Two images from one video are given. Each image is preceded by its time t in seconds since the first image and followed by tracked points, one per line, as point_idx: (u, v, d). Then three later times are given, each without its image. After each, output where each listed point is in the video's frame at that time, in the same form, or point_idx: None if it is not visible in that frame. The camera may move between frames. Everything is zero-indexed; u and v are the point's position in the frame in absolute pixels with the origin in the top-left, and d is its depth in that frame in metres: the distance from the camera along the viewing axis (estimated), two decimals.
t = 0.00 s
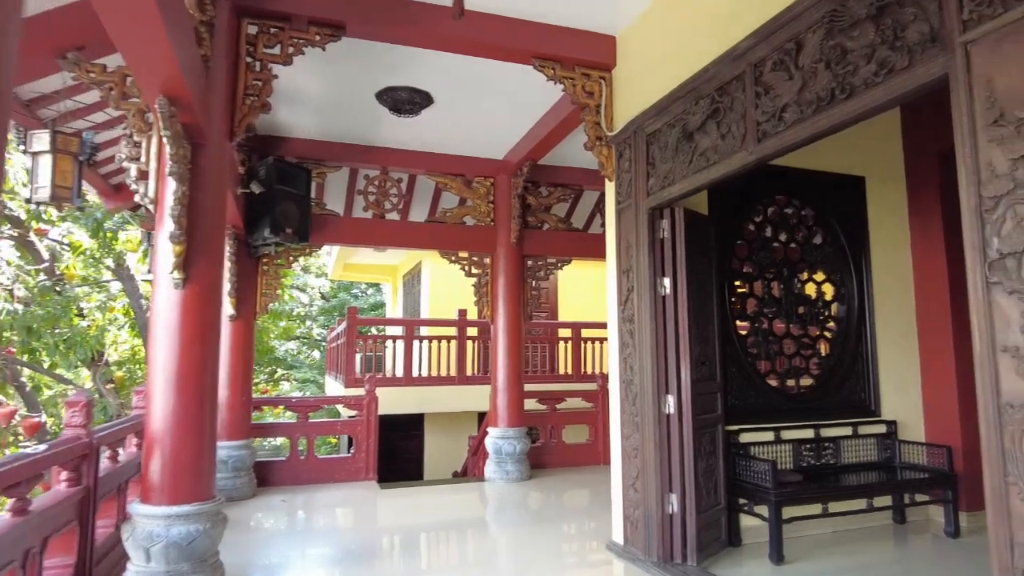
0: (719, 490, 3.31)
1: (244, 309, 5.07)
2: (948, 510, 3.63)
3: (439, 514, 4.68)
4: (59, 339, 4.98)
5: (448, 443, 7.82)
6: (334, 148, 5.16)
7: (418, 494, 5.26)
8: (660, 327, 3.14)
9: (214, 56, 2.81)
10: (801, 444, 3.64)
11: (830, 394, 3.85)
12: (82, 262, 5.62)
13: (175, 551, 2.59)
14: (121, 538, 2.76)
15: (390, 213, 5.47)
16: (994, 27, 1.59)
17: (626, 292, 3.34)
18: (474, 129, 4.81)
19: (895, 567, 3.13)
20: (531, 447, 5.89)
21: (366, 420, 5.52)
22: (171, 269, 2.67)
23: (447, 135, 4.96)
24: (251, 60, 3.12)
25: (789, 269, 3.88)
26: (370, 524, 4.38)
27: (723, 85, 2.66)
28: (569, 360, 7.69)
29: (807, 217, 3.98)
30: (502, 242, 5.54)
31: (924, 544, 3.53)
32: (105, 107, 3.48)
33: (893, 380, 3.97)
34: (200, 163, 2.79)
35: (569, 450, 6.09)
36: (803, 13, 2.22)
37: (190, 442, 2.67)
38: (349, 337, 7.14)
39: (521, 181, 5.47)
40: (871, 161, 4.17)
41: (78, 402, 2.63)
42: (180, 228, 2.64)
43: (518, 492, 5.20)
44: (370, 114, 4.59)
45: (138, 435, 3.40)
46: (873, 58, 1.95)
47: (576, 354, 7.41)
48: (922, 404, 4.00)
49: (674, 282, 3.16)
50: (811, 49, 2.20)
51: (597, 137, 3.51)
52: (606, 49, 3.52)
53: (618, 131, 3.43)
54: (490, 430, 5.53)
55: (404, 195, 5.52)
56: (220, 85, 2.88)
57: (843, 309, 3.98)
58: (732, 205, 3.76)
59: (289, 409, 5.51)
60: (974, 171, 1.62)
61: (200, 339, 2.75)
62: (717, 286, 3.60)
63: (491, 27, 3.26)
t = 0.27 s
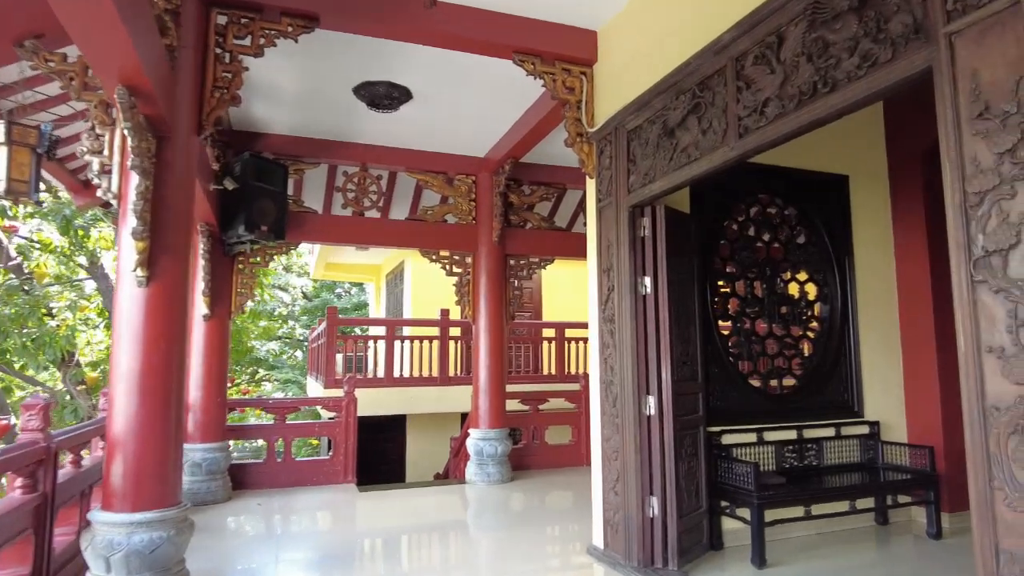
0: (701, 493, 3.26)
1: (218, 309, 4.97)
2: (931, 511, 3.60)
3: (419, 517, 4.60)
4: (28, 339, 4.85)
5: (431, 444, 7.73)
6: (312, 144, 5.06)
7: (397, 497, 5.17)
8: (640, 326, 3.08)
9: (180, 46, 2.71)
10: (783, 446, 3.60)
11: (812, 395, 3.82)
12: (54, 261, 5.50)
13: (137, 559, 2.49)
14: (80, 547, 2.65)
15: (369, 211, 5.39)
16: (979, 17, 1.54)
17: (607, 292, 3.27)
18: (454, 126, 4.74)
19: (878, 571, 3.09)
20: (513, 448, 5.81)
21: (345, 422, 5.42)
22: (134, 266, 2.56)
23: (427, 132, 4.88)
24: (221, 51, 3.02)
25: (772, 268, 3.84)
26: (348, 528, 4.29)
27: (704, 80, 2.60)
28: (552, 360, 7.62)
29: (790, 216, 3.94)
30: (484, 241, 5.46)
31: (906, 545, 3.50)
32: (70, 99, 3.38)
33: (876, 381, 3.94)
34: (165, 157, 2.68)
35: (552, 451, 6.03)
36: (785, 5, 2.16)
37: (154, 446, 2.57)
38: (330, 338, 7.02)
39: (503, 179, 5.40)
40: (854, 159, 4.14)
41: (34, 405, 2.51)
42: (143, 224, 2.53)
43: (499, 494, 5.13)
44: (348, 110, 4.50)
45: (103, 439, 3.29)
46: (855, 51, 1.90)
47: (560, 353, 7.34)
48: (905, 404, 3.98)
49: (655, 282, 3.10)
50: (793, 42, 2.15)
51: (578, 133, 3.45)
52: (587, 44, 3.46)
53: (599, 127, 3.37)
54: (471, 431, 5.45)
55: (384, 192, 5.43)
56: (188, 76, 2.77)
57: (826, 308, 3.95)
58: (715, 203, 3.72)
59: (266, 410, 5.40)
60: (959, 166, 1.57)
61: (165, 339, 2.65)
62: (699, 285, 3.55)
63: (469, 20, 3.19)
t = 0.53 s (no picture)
0: (681, 494, 3.19)
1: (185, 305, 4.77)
2: (910, 511, 3.58)
3: (393, 519, 4.49)
4: None
5: (406, 445, 7.59)
6: (283, 135, 4.91)
7: (370, 499, 5.04)
8: (620, 323, 2.99)
9: (139, 25, 2.56)
10: (763, 446, 3.55)
11: (792, 394, 3.77)
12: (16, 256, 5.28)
13: (85, 569, 2.33)
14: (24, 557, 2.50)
15: (343, 204, 5.25)
16: None
17: (586, 288, 3.18)
18: (431, 118, 4.62)
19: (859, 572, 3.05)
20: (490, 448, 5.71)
21: (316, 422, 5.27)
22: (86, 257, 2.41)
23: (403, 124, 4.76)
24: (184, 33, 2.87)
25: (752, 265, 3.79)
26: (319, 531, 4.15)
27: (687, 69, 2.52)
28: (531, 359, 7.52)
29: (770, 213, 3.89)
30: (461, 237, 5.35)
31: (885, 546, 3.47)
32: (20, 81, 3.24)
33: (855, 380, 3.92)
34: (122, 142, 2.52)
35: (529, 452, 5.93)
36: None
37: (106, 449, 2.42)
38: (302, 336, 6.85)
39: (481, 174, 5.30)
40: (835, 157, 4.12)
41: None
42: (95, 211, 2.36)
43: (475, 495, 5.03)
44: (322, 100, 4.36)
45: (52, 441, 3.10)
46: (845, 36, 1.83)
47: (539, 352, 7.25)
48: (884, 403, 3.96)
49: (635, 278, 3.02)
50: (779, 28, 2.07)
51: (557, 125, 3.36)
52: (567, 34, 3.37)
53: (578, 119, 3.28)
54: (446, 432, 5.34)
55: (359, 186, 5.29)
56: (147, 57, 2.62)
57: (807, 307, 3.92)
58: (696, 199, 3.65)
59: (234, 410, 5.24)
60: (953, 154, 1.50)
61: (119, 335, 2.49)
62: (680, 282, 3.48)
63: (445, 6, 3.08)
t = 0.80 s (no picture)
0: (643, 500, 3.12)
1: (125, 303, 4.50)
2: (867, 514, 3.60)
3: (346, 525, 4.33)
4: None
5: (361, 448, 7.39)
6: (234, 125, 4.68)
7: (323, 505, 4.85)
8: (585, 325, 2.90)
9: None
10: (725, 450, 3.53)
11: (753, 397, 3.76)
12: None
13: None
14: None
15: (297, 199, 5.05)
16: None
17: (550, 288, 3.08)
18: (391, 111, 4.47)
19: None
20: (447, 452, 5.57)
21: (266, 426, 5.07)
22: (6, 247, 2.17)
23: (361, 116, 4.59)
24: (123, 9, 2.67)
25: (715, 267, 3.76)
26: (269, 539, 3.96)
27: (657, 64, 2.45)
28: (490, 361, 7.41)
29: (734, 215, 3.88)
30: (420, 235, 5.22)
31: (843, 549, 3.48)
32: None
33: (814, 383, 3.93)
34: (51, 125, 2.30)
35: (488, 456, 5.82)
36: None
37: (26, 454, 2.15)
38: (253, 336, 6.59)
39: (442, 170, 5.17)
40: (797, 160, 4.14)
41: None
42: (17, 199, 2.14)
43: (432, 501, 4.89)
44: (276, 89, 4.17)
45: None
46: (822, 32, 1.78)
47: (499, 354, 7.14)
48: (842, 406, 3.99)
49: (600, 278, 2.94)
50: (754, 22, 2.02)
51: (522, 120, 3.26)
52: (533, 27, 3.27)
53: (544, 115, 3.19)
54: (403, 436, 5.18)
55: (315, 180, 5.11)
56: (80, 31, 2.41)
57: (768, 309, 3.91)
58: (661, 199, 3.60)
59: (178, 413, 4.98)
60: (934, 154, 1.46)
61: (45, 333, 2.26)
62: (644, 283, 3.43)
63: None
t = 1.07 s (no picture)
0: (598, 504, 3.06)
1: (50, 300, 4.20)
2: (818, 514, 3.62)
3: (289, 533, 4.14)
4: None
5: (308, 452, 7.15)
6: (173, 113, 4.43)
7: (266, 513, 4.63)
8: (541, 324, 2.82)
9: None
10: (679, 452, 3.50)
11: (708, 399, 3.75)
12: None
13: None
14: None
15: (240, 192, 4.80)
16: None
17: (505, 287, 2.98)
18: (342, 102, 4.31)
19: None
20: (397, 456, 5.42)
21: (205, 430, 4.83)
22: None
23: (310, 107, 4.41)
24: None
25: (671, 268, 3.74)
26: (206, 550, 3.74)
27: (618, 57, 2.39)
28: (443, 362, 7.27)
29: (689, 216, 3.87)
30: (371, 232, 5.07)
31: (794, 550, 3.49)
32: None
33: (767, 384, 3.95)
34: None
35: (440, 459, 5.69)
36: None
37: None
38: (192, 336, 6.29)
39: (395, 165, 5.03)
40: (751, 163, 4.16)
41: None
42: None
43: (381, 507, 4.73)
44: (218, 76, 3.96)
45: None
46: (786, 25, 1.74)
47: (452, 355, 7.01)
48: (792, 407, 4.02)
49: (557, 277, 2.87)
50: (717, 14, 1.97)
51: (477, 114, 3.16)
52: (490, 18, 3.17)
53: (500, 108, 3.10)
54: (351, 440, 5.01)
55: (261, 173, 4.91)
56: None
57: (722, 311, 3.91)
58: (618, 197, 3.56)
59: (108, 417, 4.68)
60: (900, 150, 1.42)
61: None
62: (601, 283, 3.37)
63: None
